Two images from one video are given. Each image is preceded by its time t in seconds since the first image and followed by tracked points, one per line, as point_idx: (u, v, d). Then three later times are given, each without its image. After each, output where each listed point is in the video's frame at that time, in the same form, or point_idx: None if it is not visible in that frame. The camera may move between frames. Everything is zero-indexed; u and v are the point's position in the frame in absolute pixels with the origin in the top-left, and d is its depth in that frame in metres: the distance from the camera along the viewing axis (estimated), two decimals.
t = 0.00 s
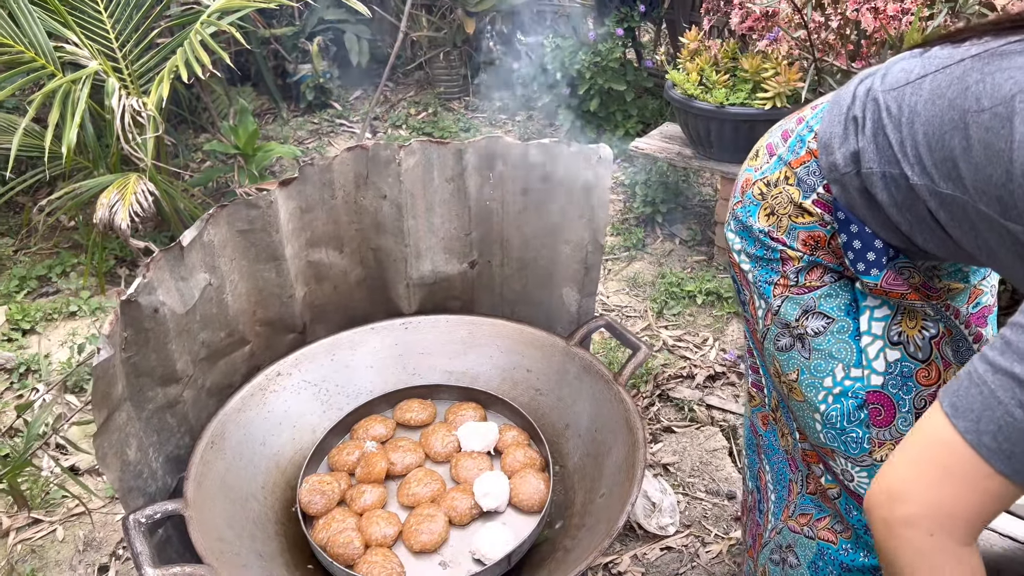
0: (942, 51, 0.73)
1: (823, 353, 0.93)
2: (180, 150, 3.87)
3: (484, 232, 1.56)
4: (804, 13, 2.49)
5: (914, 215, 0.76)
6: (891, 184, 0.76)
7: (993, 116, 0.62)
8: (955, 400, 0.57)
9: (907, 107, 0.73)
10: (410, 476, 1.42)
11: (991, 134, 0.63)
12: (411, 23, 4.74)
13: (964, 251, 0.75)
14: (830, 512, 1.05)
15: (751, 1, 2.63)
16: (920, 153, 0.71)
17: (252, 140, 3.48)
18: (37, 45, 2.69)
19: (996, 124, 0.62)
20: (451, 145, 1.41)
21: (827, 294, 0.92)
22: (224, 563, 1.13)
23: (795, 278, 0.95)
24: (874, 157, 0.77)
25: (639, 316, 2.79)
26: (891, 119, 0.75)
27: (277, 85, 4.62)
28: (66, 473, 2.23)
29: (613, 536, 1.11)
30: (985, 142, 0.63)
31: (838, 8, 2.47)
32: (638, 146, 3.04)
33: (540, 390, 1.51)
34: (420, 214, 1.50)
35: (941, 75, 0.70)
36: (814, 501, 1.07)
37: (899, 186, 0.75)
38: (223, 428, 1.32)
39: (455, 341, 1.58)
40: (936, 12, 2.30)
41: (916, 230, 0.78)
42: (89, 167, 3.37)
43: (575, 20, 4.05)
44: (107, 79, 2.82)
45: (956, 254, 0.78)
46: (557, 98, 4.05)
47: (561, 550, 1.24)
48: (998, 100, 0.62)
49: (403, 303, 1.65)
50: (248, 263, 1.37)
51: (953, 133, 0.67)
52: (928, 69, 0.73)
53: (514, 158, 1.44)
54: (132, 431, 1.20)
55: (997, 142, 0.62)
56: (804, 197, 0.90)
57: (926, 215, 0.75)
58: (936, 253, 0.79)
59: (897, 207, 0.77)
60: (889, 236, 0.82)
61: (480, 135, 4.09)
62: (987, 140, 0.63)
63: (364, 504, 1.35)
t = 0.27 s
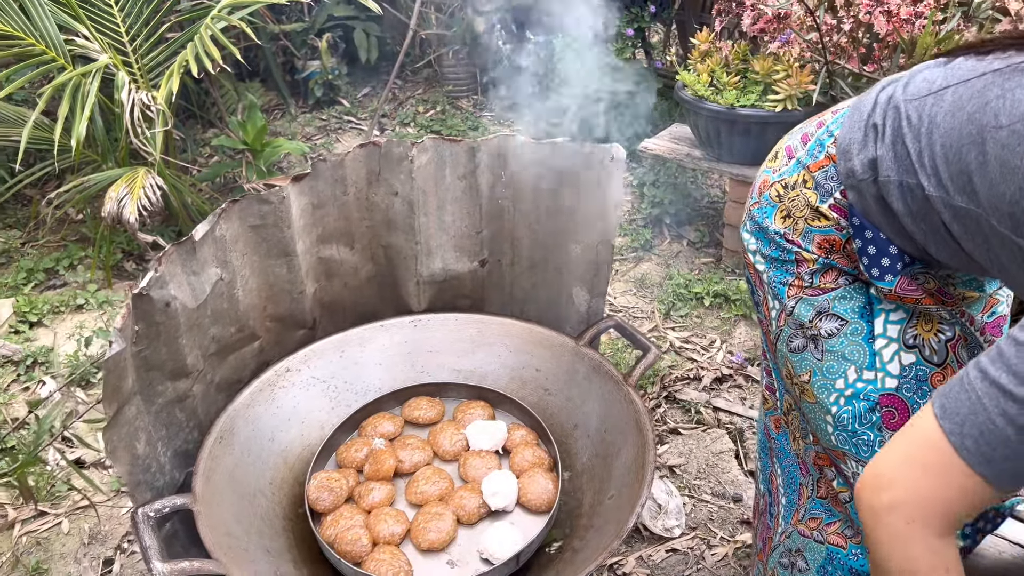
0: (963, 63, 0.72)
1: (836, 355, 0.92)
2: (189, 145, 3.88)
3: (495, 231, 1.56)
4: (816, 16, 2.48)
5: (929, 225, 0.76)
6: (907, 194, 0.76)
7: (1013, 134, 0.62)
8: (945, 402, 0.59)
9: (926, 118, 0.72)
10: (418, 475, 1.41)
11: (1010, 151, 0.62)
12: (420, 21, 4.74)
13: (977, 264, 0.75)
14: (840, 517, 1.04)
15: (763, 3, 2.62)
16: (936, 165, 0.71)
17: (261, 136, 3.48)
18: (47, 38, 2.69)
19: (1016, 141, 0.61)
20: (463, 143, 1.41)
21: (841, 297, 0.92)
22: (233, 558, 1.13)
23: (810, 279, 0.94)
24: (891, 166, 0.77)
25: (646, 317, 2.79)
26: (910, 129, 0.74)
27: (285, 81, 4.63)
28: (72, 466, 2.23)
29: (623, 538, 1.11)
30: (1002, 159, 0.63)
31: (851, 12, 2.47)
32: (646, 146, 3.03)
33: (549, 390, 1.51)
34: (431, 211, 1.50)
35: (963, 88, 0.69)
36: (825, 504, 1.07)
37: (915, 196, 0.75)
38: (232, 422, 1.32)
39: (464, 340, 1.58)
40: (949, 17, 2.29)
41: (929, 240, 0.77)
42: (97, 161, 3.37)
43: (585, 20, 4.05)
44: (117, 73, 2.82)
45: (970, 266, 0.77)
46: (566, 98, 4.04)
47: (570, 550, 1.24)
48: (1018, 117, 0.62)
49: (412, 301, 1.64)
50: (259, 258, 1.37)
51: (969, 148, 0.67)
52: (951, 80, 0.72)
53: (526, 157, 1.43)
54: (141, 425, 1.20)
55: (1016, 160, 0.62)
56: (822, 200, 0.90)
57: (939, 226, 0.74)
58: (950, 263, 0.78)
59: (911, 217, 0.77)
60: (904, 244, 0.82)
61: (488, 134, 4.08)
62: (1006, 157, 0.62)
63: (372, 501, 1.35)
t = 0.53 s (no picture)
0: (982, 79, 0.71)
1: (841, 355, 0.92)
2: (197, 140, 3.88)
3: (505, 229, 1.56)
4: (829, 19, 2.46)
5: (936, 237, 0.76)
6: (916, 207, 0.75)
7: None
8: (969, 469, 0.59)
9: (935, 134, 0.72)
10: (426, 472, 1.42)
11: None
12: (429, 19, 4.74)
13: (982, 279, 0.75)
14: (848, 520, 1.05)
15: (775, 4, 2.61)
16: (947, 181, 0.70)
17: (269, 132, 3.48)
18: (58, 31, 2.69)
19: None
20: (476, 141, 1.41)
21: (849, 298, 0.91)
22: (242, 552, 1.13)
23: (819, 280, 0.94)
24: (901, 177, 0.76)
25: (653, 317, 2.78)
26: (923, 143, 0.73)
27: (293, 77, 4.63)
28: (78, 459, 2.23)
29: (631, 537, 1.11)
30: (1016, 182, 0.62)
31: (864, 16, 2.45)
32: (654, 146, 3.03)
33: (557, 388, 1.50)
34: (442, 209, 1.50)
35: (975, 107, 0.69)
36: (833, 507, 1.07)
37: (924, 210, 0.74)
38: (241, 417, 1.32)
39: (473, 337, 1.58)
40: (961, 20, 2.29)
41: (936, 252, 0.77)
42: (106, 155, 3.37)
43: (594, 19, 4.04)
44: (126, 67, 2.83)
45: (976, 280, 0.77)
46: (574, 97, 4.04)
47: (577, 549, 1.24)
48: None
49: (422, 298, 1.64)
50: (270, 253, 1.37)
51: (979, 168, 0.67)
52: (967, 96, 0.71)
53: (538, 156, 1.43)
54: (151, 419, 1.20)
55: None
56: (832, 204, 0.89)
57: (947, 240, 0.74)
58: (955, 275, 0.78)
59: (918, 228, 0.76)
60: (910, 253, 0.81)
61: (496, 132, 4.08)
62: None
63: (380, 498, 1.35)
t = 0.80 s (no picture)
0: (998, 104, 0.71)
1: (841, 360, 0.93)
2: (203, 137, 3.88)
3: (514, 229, 1.56)
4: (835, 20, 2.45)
5: (940, 256, 0.75)
6: (923, 225, 0.75)
7: None
8: (1015, 544, 0.57)
9: (943, 156, 0.72)
10: (433, 471, 1.42)
11: None
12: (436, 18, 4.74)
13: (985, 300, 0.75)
14: (850, 528, 1.05)
15: (782, 5, 2.61)
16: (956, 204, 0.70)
17: (275, 130, 3.48)
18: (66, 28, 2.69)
19: None
20: (485, 141, 1.41)
21: (850, 306, 0.92)
22: (250, 549, 1.13)
23: (822, 287, 0.95)
24: (908, 195, 0.76)
25: (658, 318, 2.79)
26: (934, 163, 0.73)
27: (300, 76, 4.63)
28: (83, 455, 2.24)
29: (638, 538, 1.11)
30: None
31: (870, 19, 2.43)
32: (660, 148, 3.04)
33: (564, 389, 1.51)
34: (451, 208, 1.51)
35: (986, 132, 0.69)
36: (835, 514, 1.07)
37: (930, 229, 0.74)
38: (249, 414, 1.33)
39: (480, 336, 1.58)
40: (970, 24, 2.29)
41: (940, 271, 0.77)
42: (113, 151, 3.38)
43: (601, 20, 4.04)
44: (134, 64, 2.83)
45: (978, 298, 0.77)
46: (580, 98, 4.03)
47: (584, 549, 1.24)
48: None
49: (430, 297, 1.65)
50: (280, 251, 1.38)
51: (987, 195, 0.67)
52: (982, 120, 0.70)
53: (547, 156, 1.44)
54: (160, 415, 1.20)
55: None
56: (835, 214, 0.90)
57: (951, 260, 0.74)
58: (959, 294, 0.78)
59: (923, 245, 0.76)
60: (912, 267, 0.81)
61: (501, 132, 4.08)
62: None
63: (387, 496, 1.36)
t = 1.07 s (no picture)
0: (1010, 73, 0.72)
1: (847, 343, 0.92)
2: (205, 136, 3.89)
3: (517, 230, 1.56)
4: (837, 21, 2.50)
5: (952, 228, 0.75)
6: (934, 196, 0.75)
7: None
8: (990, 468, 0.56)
9: (957, 127, 0.72)
10: (435, 470, 1.42)
11: None
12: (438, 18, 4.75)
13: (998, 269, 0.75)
14: (843, 510, 1.05)
15: (785, 7, 2.61)
16: (973, 170, 0.70)
17: (277, 129, 3.48)
18: (69, 26, 2.70)
19: None
20: (489, 141, 1.42)
21: (860, 288, 0.92)
22: (251, 547, 1.13)
23: (829, 269, 0.94)
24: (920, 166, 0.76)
25: (659, 319, 2.79)
26: (947, 133, 0.73)
27: (302, 75, 4.64)
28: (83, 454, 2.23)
29: (639, 539, 1.11)
30: None
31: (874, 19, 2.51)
32: (662, 150, 3.02)
33: (566, 389, 1.51)
34: (454, 208, 1.51)
35: (1003, 100, 0.70)
36: (830, 496, 1.07)
37: (942, 200, 0.74)
38: (251, 413, 1.33)
39: (482, 336, 1.58)
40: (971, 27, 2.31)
41: (953, 245, 0.77)
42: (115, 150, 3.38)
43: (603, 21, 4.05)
44: (137, 63, 2.83)
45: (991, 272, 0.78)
46: (582, 99, 4.04)
47: (585, 550, 1.24)
48: None
49: (432, 297, 1.65)
50: (283, 250, 1.38)
51: (1002, 160, 0.68)
52: (996, 90, 0.71)
53: (550, 157, 1.44)
54: (163, 414, 1.20)
55: None
56: (847, 191, 0.89)
57: (962, 230, 0.74)
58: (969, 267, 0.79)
59: (932, 216, 0.76)
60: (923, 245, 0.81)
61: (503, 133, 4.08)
62: None
63: (389, 495, 1.36)
